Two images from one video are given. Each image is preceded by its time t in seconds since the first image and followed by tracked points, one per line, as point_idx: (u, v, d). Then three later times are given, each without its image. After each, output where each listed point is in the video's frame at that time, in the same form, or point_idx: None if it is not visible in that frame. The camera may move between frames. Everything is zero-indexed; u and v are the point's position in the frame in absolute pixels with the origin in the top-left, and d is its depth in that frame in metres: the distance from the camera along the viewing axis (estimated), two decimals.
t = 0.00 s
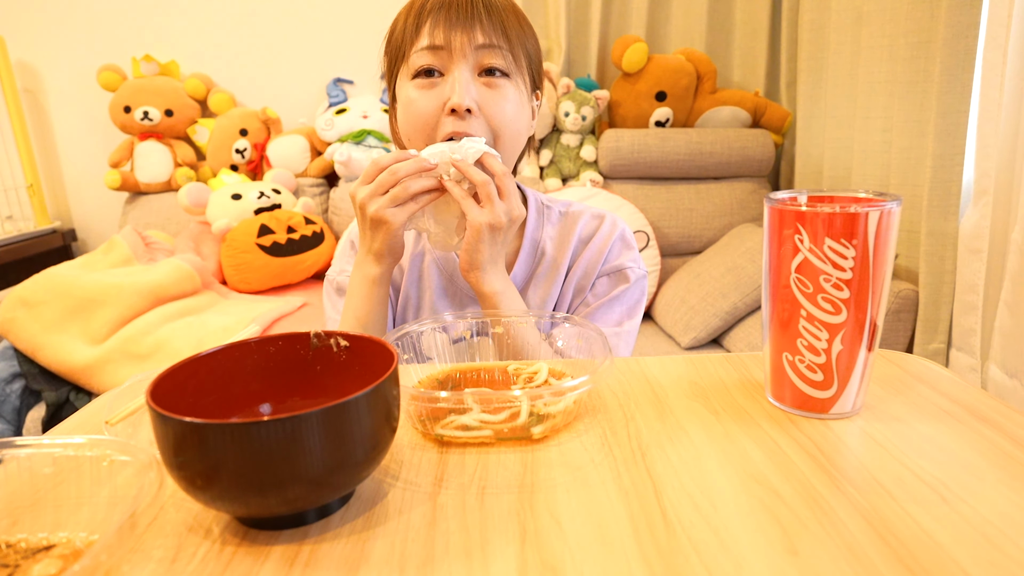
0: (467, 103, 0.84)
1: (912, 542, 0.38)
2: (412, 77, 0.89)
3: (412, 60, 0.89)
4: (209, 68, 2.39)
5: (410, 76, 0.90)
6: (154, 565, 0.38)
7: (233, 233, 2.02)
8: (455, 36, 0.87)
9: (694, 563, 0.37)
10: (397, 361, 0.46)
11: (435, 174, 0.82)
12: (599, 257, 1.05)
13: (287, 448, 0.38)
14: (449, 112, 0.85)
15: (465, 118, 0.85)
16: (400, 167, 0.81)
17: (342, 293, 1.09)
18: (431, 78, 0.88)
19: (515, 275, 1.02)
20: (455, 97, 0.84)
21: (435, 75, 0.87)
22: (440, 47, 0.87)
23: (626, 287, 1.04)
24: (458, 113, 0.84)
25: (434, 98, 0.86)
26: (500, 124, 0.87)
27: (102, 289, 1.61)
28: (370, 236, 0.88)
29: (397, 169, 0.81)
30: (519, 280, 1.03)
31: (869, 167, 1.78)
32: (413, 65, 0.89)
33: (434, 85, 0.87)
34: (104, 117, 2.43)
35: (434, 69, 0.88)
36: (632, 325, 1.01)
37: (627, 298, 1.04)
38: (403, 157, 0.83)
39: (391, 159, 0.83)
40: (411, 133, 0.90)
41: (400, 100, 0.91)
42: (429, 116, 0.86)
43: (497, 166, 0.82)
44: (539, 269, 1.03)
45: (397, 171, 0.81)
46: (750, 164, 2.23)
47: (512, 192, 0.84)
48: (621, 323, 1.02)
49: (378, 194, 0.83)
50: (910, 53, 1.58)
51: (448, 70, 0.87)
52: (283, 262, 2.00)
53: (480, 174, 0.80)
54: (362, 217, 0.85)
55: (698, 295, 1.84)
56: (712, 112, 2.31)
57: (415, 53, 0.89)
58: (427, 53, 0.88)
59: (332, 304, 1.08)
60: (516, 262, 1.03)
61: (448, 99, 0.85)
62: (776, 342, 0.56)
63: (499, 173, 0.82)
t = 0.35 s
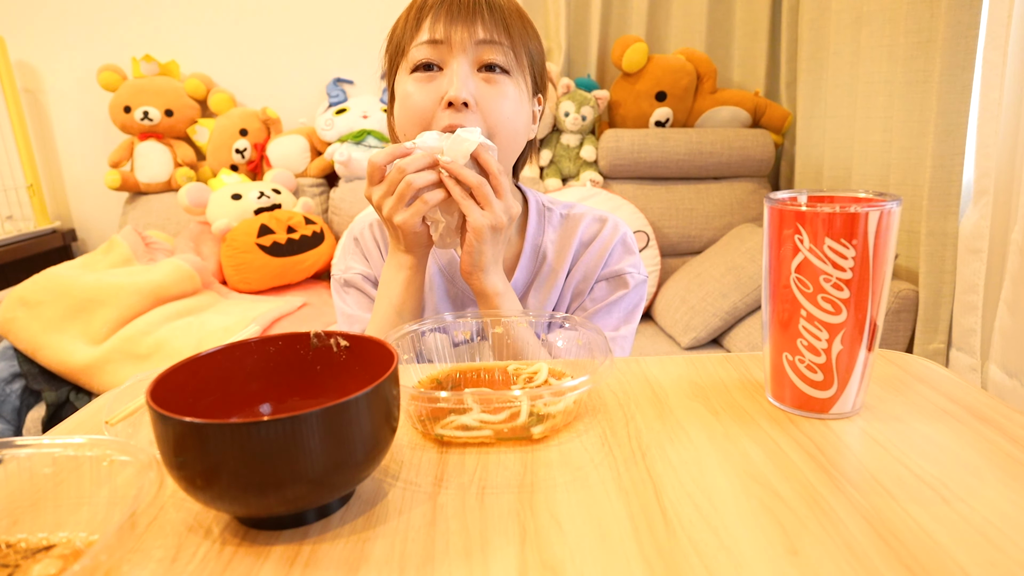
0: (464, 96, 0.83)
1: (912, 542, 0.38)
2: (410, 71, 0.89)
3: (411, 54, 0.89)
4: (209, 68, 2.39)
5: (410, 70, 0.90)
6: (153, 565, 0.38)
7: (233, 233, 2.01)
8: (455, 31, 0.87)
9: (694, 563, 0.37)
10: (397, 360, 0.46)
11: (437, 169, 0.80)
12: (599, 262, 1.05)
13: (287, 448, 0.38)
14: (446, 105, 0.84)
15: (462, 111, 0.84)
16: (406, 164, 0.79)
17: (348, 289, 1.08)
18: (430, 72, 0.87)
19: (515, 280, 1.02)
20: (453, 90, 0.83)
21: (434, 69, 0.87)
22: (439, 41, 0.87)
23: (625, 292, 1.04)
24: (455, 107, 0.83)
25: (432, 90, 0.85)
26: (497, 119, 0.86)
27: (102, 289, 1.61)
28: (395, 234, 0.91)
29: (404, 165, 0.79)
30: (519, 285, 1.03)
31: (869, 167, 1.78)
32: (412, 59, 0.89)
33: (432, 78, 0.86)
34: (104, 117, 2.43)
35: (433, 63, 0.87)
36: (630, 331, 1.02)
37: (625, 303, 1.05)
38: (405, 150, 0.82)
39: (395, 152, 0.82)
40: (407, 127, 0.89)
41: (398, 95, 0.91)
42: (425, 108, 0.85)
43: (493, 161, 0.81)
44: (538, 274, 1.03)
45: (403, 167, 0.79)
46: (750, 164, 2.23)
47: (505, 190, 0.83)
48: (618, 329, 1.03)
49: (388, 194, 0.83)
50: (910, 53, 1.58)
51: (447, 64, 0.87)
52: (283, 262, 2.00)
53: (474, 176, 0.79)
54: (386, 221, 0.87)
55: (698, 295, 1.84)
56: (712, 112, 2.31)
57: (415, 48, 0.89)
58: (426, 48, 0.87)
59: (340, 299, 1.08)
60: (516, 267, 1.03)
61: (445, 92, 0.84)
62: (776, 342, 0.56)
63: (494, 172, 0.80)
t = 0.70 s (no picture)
0: (465, 101, 0.83)
1: (912, 542, 0.38)
2: (410, 73, 0.89)
3: (411, 56, 0.89)
4: (209, 69, 2.39)
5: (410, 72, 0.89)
6: (153, 565, 0.38)
7: (233, 233, 2.01)
8: (456, 33, 0.87)
9: (694, 563, 0.37)
10: (397, 360, 0.46)
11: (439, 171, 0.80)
12: (601, 267, 1.05)
13: (286, 448, 0.38)
14: (447, 109, 0.84)
15: (463, 116, 0.84)
16: (409, 167, 0.78)
17: (347, 288, 1.08)
18: (430, 74, 0.87)
19: (516, 283, 1.02)
20: (454, 94, 0.83)
21: (434, 71, 0.87)
22: (440, 43, 0.86)
23: (625, 297, 1.04)
24: (456, 111, 0.84)
25: (432, 93, 0.85)
26: (498, 123, 0.86)
27: (102, 289, 1.61)
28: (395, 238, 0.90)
29: (408, 169, 0.79)
30: (520, 288, 1.02)
31: (869, 167, 1.78)
32: (412, 61, 0.88)
33: (433, 81, 0.86)
34: (104, 117, 2.43)
35: (433, 65, 0.87)
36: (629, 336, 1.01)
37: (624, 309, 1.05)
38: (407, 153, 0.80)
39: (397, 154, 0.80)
40: (408, 129, 0.89)
41: (398, 97, 0.90)
42: (426, 112, 0.85)
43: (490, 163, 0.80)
44: (538, 278, 1.03)
45: (407, 171, 0.79)
46: (750, 164, 2.23)
47: (503, 190, 0.83)
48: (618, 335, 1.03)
49: (393, 199, 0.82)
50: (910, 53, 1.58)
51: (448, 67, 0.86)
52: (283, 262, 2.00)
53: (474, 177, 0.79)
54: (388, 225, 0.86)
55: (698, 295, 1.84)
56: (712, 112, 2.31)
57: (415, 49, 0.88)
58: (426, 49, 0.87)
59: (339, 298, 1.08)
60: (517, 271, 1.03)
61: (446, 96, 0.84)
62: (776, 342, 0.56)
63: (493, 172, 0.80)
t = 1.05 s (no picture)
0: (466, 106, 0.83)
1: (912, 542, 0.38)
2: (410, 77, 0.89)
3: (411, 60, 0.89)
4: (209, 68, 2.39)
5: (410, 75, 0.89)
6: (154, 565, 0.38)
7: (233, 233, 2.01)
8: (456, 36, 0.86)
9: (694, 563, 0.37)
10: (397, 360, 0.46)
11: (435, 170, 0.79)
12: (600, 267, 1.05)
13: (286, 448, 0.38)
14: (446, 114, 0.84)
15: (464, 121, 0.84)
16: (402, 164, 0.79)
17: (343, 289, 1.08)
18: (430, 78, 0.87)
19: (515, 283, 1.02)
20: (454, 99, 0.83)
21: (434, 76, 0.87)
22: (440, 47, 0.86)
23: (625, 298, 1.03)
24: (456, 116, 0.84)
25: (432, 98, 0.85)
26: (498, 128, 0.86)
27: (102, 289, 1.61)
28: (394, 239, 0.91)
29: (401, 165, 0.79)
30: (519, 288, 1.02)
31: (869, 167, 1.78)
32: (412, 64, 0.88)
33: (433, 85, 0.86)
34: (104, 116, 2.43)
35: (433, 69, 0.87)
36: (627, 337, 1.01)
37: (623, 310, 1.05)
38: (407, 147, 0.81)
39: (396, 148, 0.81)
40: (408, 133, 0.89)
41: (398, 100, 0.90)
42: (426, 116, 0.85)
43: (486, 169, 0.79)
44: (538, 280, 1.03)
45: (402, 168, 0.79)
46: (750, 164, 2.23)
47: (499, 194, 0.82)
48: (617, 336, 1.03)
49: (389, 195, 0.83)
50: (910, 53, 1.58)
51: (448, 71, 0.86)
52: (283, 262, 2.00)
53: (469, 182, 0.78)
54: (384, 222, 0.87)
55: (698, 295, 1.84)
56: (712, 112, 2.31)
57: (414, 53, 0.88)
58: (426, 53, 0.87)
59: (336, 299, 1.07)
60: (515, 272, 1.03)
61: (446, 101, 0.84)
62: (776, 342, 0.56)
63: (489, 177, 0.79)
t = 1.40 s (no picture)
0: (465, 100, 0.83)
1: (911, 542, 0.38)
2: (408, 73, 0.88)
3: (409, 56, 0.89)
4: (209, 68, 2.39)
5: (408, 72, 0.89)
6: (153, 565, 0.38)
7: (233, 233, 2.01)
8: (454, 33, 0.87)
9: (693, 563, 0.37)
10: (397, 360, 0.46)
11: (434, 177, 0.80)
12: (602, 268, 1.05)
13: (287, 448, 0.38)
14: (445, 108, 0.84)
15: (462, 115, 0.84)
16: (406, 169, 0.79)
17: (342, 290, 1.08)
18: (428, 74, 0.87)
19: (516, 285, 1.02)
20: (453, 93, 0.83)
21: (433, 71, 0.87)
22: (438, 42, 0.86)
23: (626, 298, 1.04)
24: (455, 110, 0.84)
25: (431, 93, 0.85)
26: (497, 123, 0.86)
27: (102, 289, 1.61)
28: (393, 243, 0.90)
29: (405, 172, 0.80)
30: (520, 290, 1.02)
31: (869, 167, 1.78)
32: (410, 61, 0.88)
33: (431, 81, 0.86)
34: (104, 116, 2.43)
35: (431, 65, 0.87)
36: (631, 338, 1.01)
37: (627, 309, 1.05)
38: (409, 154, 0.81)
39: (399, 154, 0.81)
40: (407, 130, 0.89)
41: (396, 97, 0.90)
42: (425, 111, 0.85)
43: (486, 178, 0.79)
44: (539, 280, 1.03)
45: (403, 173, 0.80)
46: (750, 164, 2.23)
47: (499, 202, 0.82)
48: (619, 336, 1.03)
49: (389, 199, 0.83)
50: (910, 52, 1.58)
51: (446, 66, 0.86)
52: (283, 262, 2.00)
53: (468, 190, 0.79)
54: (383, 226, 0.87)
55: (698, 295, 1.84)
56: (712, 112, 2.31)
57: (413, 49, 0.88)
58: (424, 49, 0.87)
59: (334, 300, 1.07)
60: (516, 273, 1.03)
61: (445, 96, 0.84)
62: (776, 342, 0.56)
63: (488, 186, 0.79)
